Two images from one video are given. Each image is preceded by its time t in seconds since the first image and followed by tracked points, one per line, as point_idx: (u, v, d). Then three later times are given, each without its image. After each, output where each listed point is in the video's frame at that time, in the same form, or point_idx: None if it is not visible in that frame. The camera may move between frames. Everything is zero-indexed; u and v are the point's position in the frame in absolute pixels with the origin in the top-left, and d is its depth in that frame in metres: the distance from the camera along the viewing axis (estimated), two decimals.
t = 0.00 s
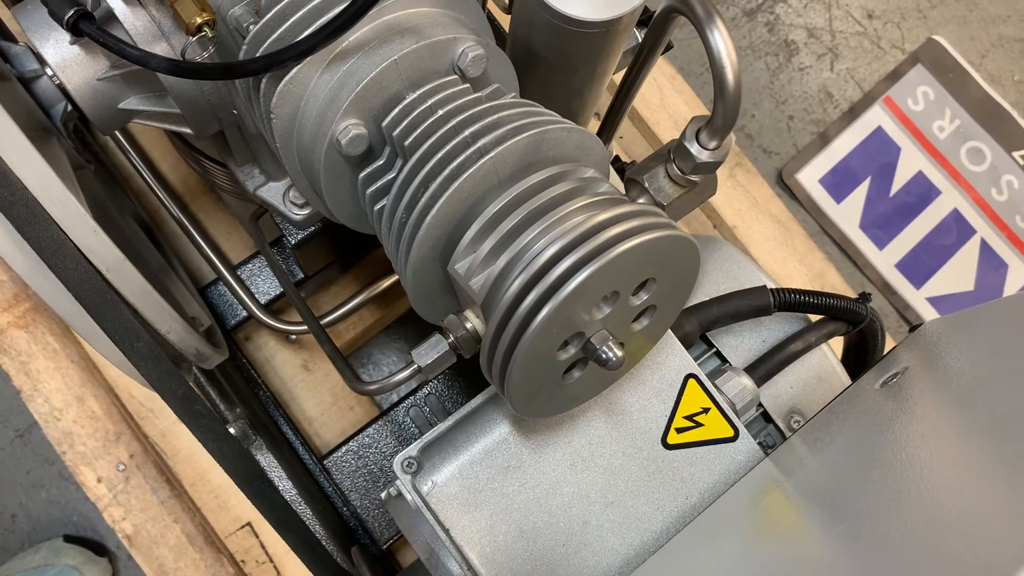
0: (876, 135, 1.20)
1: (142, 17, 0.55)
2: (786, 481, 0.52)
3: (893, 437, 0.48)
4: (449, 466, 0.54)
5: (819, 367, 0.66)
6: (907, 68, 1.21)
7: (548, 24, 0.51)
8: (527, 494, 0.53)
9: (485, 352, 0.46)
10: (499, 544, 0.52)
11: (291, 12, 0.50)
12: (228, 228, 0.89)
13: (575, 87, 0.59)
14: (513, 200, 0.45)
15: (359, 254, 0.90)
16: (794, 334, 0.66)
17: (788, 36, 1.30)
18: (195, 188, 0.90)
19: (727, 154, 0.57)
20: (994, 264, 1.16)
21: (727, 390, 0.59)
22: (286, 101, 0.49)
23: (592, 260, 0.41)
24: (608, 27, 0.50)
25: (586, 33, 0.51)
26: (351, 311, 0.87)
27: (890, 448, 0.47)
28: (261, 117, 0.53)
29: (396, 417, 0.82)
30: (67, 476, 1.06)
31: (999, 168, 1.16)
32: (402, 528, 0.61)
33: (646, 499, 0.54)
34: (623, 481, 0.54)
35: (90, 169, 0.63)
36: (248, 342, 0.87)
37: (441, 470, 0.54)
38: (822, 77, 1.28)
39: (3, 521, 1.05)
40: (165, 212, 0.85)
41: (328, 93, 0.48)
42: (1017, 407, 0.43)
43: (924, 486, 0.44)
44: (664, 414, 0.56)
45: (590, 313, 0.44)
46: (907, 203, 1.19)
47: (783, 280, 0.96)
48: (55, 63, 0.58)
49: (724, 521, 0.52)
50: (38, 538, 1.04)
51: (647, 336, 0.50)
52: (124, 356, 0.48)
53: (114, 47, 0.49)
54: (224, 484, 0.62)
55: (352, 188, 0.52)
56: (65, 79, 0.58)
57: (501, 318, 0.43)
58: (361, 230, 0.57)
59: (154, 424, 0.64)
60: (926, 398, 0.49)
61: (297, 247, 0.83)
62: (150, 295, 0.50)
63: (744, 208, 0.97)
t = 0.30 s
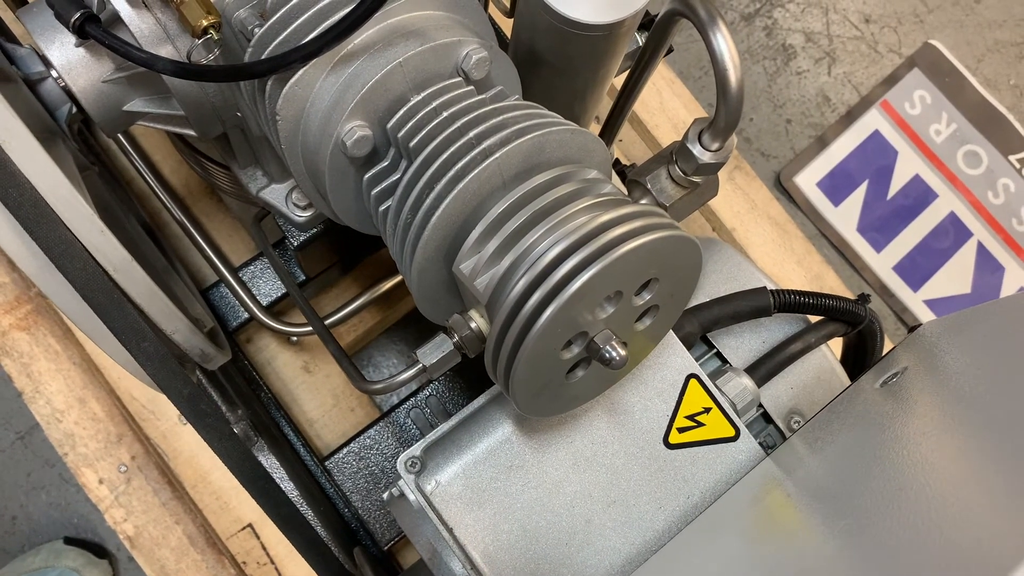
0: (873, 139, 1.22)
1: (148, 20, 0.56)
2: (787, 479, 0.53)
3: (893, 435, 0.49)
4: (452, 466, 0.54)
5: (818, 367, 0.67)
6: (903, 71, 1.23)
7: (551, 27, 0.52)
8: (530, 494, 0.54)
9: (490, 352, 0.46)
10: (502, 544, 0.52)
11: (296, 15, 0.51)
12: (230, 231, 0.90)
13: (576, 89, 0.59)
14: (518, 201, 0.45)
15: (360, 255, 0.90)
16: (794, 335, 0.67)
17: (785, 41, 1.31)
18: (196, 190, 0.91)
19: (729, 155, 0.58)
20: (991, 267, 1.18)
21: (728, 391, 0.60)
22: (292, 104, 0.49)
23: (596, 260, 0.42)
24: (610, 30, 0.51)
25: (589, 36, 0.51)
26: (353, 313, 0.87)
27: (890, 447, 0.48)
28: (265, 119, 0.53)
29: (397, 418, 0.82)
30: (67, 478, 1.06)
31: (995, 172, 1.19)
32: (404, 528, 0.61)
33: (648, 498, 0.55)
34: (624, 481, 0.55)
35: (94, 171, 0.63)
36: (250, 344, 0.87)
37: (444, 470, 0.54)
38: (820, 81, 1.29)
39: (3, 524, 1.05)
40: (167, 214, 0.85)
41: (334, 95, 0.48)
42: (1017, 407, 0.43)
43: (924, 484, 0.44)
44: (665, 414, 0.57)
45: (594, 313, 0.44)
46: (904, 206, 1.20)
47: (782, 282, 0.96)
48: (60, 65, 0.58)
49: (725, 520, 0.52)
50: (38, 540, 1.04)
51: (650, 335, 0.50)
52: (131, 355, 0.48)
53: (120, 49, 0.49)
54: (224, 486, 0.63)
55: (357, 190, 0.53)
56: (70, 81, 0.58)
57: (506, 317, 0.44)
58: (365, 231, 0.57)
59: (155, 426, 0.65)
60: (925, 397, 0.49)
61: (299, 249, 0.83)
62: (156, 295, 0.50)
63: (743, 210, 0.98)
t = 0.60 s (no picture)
0: (873, 143, 1.23)
1: (160, 23, 0.56)
2: (793, 479, 0.53)
3: (897, 434, 0.49)
4: (462, 465, 0.55)
5: (823, 368, 0.67)
6: (903, 77, 1.25)
7: (562, 31, 0.52)
8: (538, 492, 0.54)
9: (501, 351, 0.47)
10: (511, 542, 0.53)
11: (308, 19, 0.51)
12: (235, 233, 0.90)
13: (584, 92, 0.60)
14: (529, 202, 0.46)
15: (366, 257, 0.91)
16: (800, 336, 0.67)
17: (786, 46, 1.32)
18: (201, 193, 0.91)
19: (738, 158, 0.59)
20: (989, 272, 1.19)
21: (734, 391, 0.60)
22: (304, 106, 0.50)
23: (607, 260, 0.43)
24: (619, 34, 0.51)
25: (598, 39, 0.52)
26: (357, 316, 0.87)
27: (895, 447, 0.48)
28: (277, 122, 0.53)
29: (402, 419, 0.83)
30: (70, 480, 1.06)
31: (993, 176, 1.20)
32: (412, 528, 0.62)
33: (655, 497, 0.55)
34: (632, 480, 0.55)
35: (104, 172, 0.64)
36: (255, 346, 0.87)
37: (454, 469, 0.54)
38: (820, 86, 1.30)
39: (6, 525, 1.05)
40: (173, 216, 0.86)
41: (346, 97, 0.49)
42: (1018, 407, 0.44)
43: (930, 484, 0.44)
44: (672, 413, 0.57)
45: (604, 313, 0.45)
46: (904, 210, 1.21)
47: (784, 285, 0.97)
48: (72, 67, 0.58)
49: (732, 519, 0.53)
50: (41, 541, 1.04)
51: (658, 336, 0.51)
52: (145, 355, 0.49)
53: (134, 52, 0.50)
54: (229, 487, 0.63)
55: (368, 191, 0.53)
56: (82, 83, 0.59)
57: (518, 317, 0.44)
58: (376, 233, 0.57)
59: (159, 426, 0.64)
60: (929, 400, 0.50)
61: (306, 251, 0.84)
62: (169, 295, 0.50)
63: (745, 213, 0.98)
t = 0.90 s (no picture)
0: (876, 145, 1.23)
1: (178, 22, 0.57)
2: (803, 476, 0.54)
3: (900, 435, 0.50)
4: (476, 460, 0.55)
5: (829, 368, 0.68)
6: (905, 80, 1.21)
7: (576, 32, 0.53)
8: (551, 487, 0.55)
9: (518, 346, 0.47)
10: (525, 536, 0.53)
11: (325, 19, 0.52)
12: (245, 232, 0.91)
13: (597, 91, 0.60)
14: (545, 200, 0.46)
15: (375, 256, 0.91)
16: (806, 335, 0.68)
17: (789, 49, 1.33)
18: (211, 192, 0.92)
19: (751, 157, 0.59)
20: (990, 273, 1.17)
21: (742, 388, 0.61)
22: (322, 104, 0.50)
23: (623, 256, 0.43)
24: (633, 34, 0.52)
25: (611, 39, 0.53)
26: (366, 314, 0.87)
27: (899, 448, 0.49)
28: (294, 119, 0.54)
29: (410, 417, 0.83)
30: (78, 477, 1.07)
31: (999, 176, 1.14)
32: (422, 524, 0.61)
33: (667, 492, 0.56)
34: (644, 475, 0.56)
35: (119, 169, 0.64)
36: (264, 344, 0.88)
37: (468, 464, 0.55)
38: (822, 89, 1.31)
39: (14, 523, 1.05)
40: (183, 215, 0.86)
41: (364, 95, 0.50)
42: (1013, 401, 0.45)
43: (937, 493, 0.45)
44: (684, 410, 0.58)
45: (620, 308, 0.45)
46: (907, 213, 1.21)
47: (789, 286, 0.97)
48: (90, 65, 0.59)
49: (744, 515, 0.53)
50: (48, 539, 1.04)
51: (671, 332, 0.51)
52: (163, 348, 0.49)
53: (155, 51, 0.51)
54: (237, 484, 0.62)
55: (384, 189, 0.54)
56: (100, 81, 0.59)
57: (535, 313, 0.45)
58: (392, 230, 0.58)
59: (168, 424, 0.63)
60: (934, 404, 0.50)
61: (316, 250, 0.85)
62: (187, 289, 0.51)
63: (750, 214, 0.99)
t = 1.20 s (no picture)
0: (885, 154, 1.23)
1: (198, 20, 0.57)
2: (823, 479, 0.55)
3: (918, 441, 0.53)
4: (495, 459, 0.55)
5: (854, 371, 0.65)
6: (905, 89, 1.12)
7: (599, 31, 0.53)
8: (571, 487, 0.55)
9: (541, 347, 0.47)
10: (544, 536, 0.54)
11: (346, 19, 0.52)
12: (257, 233, 0.91)
13: (615, 91, 0.60)
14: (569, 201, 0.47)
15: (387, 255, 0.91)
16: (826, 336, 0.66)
17: (798, 52, 1.33)
18: (223, 192, 0.91)
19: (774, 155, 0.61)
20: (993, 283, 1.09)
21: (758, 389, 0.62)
22: (343, 103, 0.50)
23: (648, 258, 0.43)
24: (655, 34, 0.52)
25: (633, 39, 0.53)
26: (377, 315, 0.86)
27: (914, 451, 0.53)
28: (315, 119, 0.54)
29: (422, 418, 0.83)
30: (88, 477, 1.07)
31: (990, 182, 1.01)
32: (437, 525, 0.57)
33: (687, 493, 0.56)
34: (664, 475, 0.56)
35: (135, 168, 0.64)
36: (276, 345, 0.88)
37: (487, 464, 0.55)
38: (831, 92, 1.31)
39: (23, 523, 1.05)
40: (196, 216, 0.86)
41: (387, 95, 0.50)
42: None
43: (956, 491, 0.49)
44: (703, 410, 0.58)
45: (644, 309, 0.45)
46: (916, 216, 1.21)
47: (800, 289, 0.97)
48: (111, 65, 0.59)
49: (764, 517, 0.54)
50: (58, 539, 1.04)
51: (692, 333, 0.52)
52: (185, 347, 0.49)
53: (176, 49, 0.51)
54: (248, 484, 0.61)
55: (405, 188, 0.54)
56: (119, 80, 0.60)
57: (560, 313, 0.45)
58: (411, 230, 0.58)
59: (178, 425, 0.61)
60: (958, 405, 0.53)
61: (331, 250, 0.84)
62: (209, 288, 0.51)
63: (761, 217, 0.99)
